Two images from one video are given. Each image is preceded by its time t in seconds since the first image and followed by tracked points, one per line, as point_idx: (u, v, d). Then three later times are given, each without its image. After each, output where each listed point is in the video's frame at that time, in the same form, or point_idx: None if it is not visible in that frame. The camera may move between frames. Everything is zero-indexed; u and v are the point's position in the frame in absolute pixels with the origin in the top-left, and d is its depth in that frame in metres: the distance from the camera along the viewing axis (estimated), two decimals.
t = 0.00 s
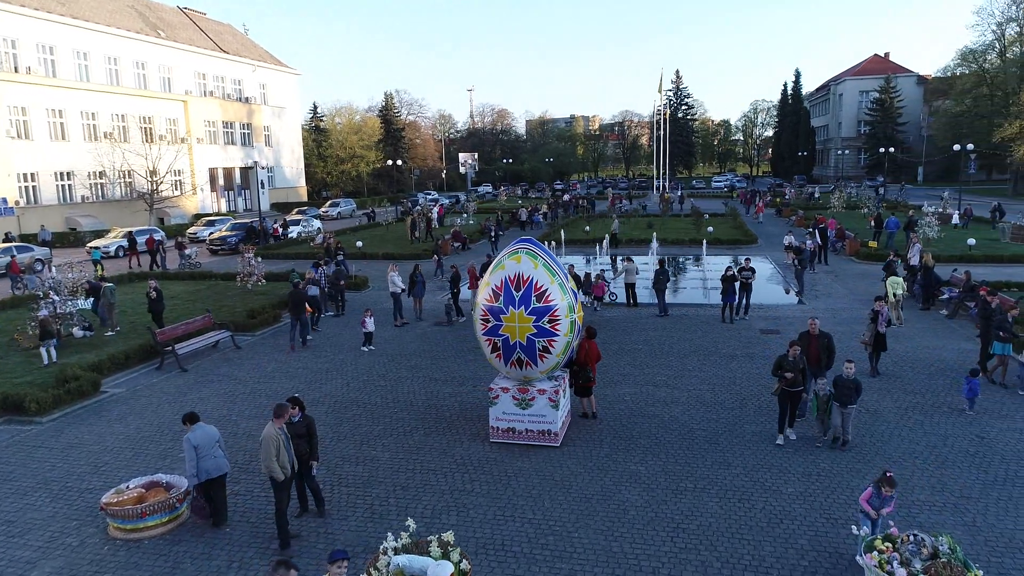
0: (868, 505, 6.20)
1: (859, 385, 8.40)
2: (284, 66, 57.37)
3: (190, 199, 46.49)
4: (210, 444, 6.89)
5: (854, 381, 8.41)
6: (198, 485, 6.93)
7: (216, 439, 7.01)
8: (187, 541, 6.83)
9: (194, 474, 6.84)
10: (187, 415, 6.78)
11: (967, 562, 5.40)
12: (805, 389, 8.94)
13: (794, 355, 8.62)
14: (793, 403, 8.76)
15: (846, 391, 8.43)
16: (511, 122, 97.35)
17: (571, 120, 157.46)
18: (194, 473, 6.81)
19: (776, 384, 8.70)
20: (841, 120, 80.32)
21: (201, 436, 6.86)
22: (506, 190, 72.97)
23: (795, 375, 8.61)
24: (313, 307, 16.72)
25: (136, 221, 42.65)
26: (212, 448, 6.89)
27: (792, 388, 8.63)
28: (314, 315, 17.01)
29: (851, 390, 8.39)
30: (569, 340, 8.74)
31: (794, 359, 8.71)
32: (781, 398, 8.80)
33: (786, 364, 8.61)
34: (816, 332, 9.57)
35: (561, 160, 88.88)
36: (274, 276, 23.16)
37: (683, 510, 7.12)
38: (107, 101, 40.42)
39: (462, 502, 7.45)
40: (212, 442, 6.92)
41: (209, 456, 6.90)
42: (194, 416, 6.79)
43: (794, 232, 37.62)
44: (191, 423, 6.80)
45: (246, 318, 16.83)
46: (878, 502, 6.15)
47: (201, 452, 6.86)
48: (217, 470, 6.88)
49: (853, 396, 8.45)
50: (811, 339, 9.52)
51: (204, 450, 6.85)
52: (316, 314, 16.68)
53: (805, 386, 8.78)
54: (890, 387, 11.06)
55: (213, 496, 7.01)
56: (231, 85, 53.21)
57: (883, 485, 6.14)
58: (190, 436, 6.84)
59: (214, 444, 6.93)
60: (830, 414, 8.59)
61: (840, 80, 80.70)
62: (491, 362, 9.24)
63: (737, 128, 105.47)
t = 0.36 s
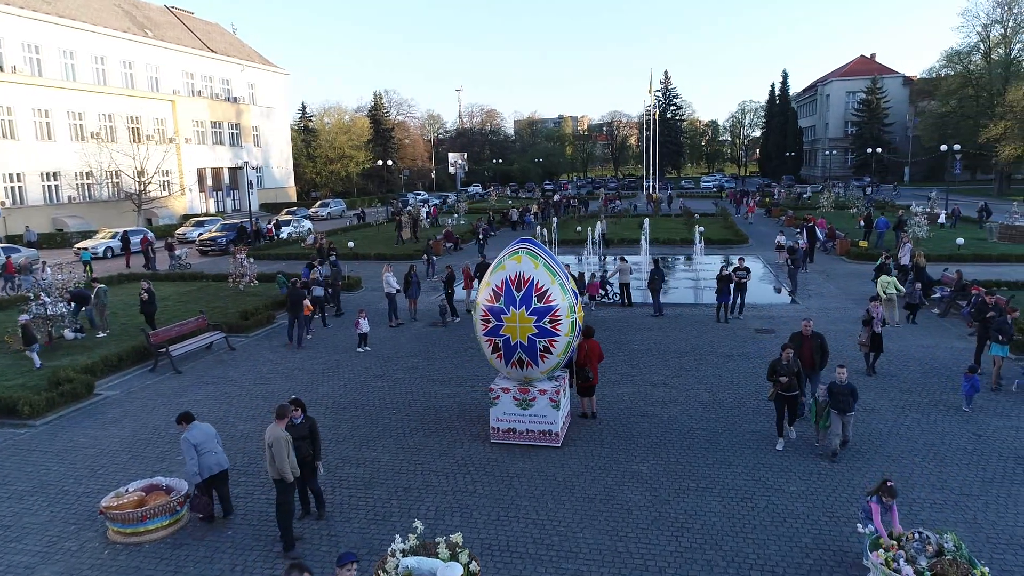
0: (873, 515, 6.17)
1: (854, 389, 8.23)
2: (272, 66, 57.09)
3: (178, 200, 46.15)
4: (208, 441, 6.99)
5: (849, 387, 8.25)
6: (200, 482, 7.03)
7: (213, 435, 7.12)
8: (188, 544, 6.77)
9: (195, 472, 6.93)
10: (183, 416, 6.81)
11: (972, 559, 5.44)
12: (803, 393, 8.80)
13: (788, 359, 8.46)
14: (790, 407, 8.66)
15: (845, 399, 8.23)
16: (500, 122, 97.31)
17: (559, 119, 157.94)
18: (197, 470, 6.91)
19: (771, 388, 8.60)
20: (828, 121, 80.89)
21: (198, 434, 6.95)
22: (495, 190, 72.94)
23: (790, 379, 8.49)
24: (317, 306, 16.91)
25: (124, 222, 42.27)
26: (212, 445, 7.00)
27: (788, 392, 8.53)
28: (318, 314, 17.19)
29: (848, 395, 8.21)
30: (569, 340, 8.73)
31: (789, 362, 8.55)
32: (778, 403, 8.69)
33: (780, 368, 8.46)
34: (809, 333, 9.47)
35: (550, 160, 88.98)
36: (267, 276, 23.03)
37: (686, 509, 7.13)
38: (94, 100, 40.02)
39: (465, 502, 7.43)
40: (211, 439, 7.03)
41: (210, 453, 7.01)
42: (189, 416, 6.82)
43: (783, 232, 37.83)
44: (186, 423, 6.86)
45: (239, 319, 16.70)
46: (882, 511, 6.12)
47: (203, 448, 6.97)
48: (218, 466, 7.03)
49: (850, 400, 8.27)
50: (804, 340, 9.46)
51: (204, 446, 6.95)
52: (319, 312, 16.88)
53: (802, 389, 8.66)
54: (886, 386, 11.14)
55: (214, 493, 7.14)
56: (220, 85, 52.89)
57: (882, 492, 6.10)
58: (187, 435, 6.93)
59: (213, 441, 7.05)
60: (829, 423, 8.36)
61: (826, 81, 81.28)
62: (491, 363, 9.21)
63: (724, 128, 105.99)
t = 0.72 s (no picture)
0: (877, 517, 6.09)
1: (858, 395, 7.80)
2: (262, 66, 56.81)
3: (168, 200, 45.85)
4: (215, 441, 6.99)
5: (853, 393, 7.82)
6: (203, 482, 7.00)
7: (221, 435, 7.11)
8: (192, 547, 6.72)
9: (199, 471, 6.92)
10: (193, 414, 6.80)
11: (978, 557, 5.46)
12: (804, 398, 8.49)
13: (787, 362, 8.21)
14: (790, 412, 8.38)
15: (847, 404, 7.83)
16: (491, 122, 97.29)
17: (550, 119, 158.22)
18: (200, 470, 6.87)
19: (769, 391, 8.35)
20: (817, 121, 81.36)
21: (206, 433, 6.96)
22: (487, 191, 72.94)
23: (788, 383, 8.22)
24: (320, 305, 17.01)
25: (113, 223, 41.95)
26: (218, 444, 6.99)
27: (786, 396, 8.26)
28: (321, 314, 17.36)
29: (850, 401, 7.80)
30: (572, 340, 8.73)
31: (790, 365, 8.28)
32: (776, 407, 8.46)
33: (779, 371, 8.21)
34: (815, 339, 9.39)
35: (541, 160, 89.12)
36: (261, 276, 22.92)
37: (691, 508, 7.15)
38: (84, 100, 39.66)
39: (469, 503, 7.41)
40: (218, 438, 7.02)
41: (216, 452, 6.99)
42: (201, 414, 6.82)
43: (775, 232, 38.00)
44: (197, 421, 6.85)
45: (234, 320, 16.59)
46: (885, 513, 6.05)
47: (210, 447, 6.95)
48: (223, 466, 7.00)
49: (853, 406, 7.86)
50: (810, 346, 9.36)
51: (210, 446, 6.94)
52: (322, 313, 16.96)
53: (801, 394, 8.35)
54: (886, 384, 11.20)
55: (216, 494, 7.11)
56: (210, 84, 52.61)
57: (886, 496, 6.07)
58: (195, 434, 6.91)
59: (220, 441, 7.03)
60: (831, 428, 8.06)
61: (816, 82, 81.79)
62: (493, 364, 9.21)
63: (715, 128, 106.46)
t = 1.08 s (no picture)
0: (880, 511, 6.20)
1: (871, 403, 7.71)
2: (251, 65, 56.51)
3: (156, 201, 45.49)
4: (226, 440, 6.98)
5: (868, 400, 7.69)
6: (208, 481, 6.98)
7: (234, 436, 7.09)
8: (194, 550, 6.66)
9: (205, 470, 6.91)
10: (210, 409, 6.86)
11: (982, 554, 5.51)
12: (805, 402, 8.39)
13: (789, 366, 8.12)
14: (791, 417, 8.30)
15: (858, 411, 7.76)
16: (480, 122, 97.24)
17: (538, 120, 158.58)
18: (206, 467, 6.87)
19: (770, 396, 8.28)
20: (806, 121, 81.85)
21: (219, 431, 6.98)
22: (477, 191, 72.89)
23: (789, 388, 8.16)
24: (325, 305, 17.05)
25: (101, 224, 41.58)
26: (227, 445, 6.97)
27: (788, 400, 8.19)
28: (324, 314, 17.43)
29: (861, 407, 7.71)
30: (573, 340, 8.73)
31: (790, 370, 8.19)
32: (777, 411, 8.39)
33: (781, 376, 8.11)
34: (822, 341, 9.03)
35: (531, 160, 89.13)
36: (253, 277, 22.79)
37: (694, 507, 7.16)
38: (71, 100, 39.26)
39: (472, 504, 7.39)
40: (229, 438, 7.02)
41: (226, 451, 6.99)
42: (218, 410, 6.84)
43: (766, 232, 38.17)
44: (214, 417, 6.90)
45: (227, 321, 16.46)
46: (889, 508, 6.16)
47: (220, 445, 6.95)
48: (228, 467, 6.95)
49: (864, 413, 7.79)
50: (816, 348, 8.99)
51: (219, 445, 6.94)
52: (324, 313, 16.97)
53: (803, 399, 8.28)
54: (882, 383, 11.28)
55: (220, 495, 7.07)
56: (198, 84, 52.27)
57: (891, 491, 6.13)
58: (208, 430, 6.95)
59: (230, 441, 7.01)
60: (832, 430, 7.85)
61: (804, 82, 82.32)
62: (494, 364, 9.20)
63: (703, 129, 106.92)
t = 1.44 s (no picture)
0: (889, 508, 6.24)
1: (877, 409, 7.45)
2: (242, 65, 56.25)
3: (147, 201, 45.17)
4: (230, 441, 7.00)
5: (874, 405, 7.50)
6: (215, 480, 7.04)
7: (241, 439, 7.10)
8: (198, 553, 6.61)
9: (210, 468, 7.00)
10: (217, 409, 6.96)
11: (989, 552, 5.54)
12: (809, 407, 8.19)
13: (792, 369, 7.93)
14: (793, 423, 8.08)
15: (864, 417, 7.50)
16: (471, 122, 97.25)
17: (529, 120, 158.72)
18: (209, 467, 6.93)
19: (775, 401, 8.05)
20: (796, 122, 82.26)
21: (224, 432, 7.01)
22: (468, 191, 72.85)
23: (795, 393, 7.95)
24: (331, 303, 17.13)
25: (91, 225, 41.27)
26: (231, 445, 7.00)
27: (793, 405, 7.99)
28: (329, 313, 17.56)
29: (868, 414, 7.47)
30: (576, 340, 8.71)
31: (794, 374, 8.01)
32: (780, 418, 8.13)
33: (786, 380, 7.92)
34: (823, 346, 8.87)
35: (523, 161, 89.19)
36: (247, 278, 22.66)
37: (699, 507, 7.16)
38: (60, 100, 38.93)
39: (477, 505, 7.38)
40: (235, 439, 7.04)
41: (231, 451, 7.02)
42: (229, 409, 7.00)
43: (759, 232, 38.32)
44: (219, 417, 6.96)
45: (223, 323, 16.35)
46: (897, 504, 6.22)
47: (225, 445, 6.99)
48: (230, 469, 6.96)
49: (871, 419, 7.55)
50: (820, 353, 8.82)
51: (223, 445, 6.98)
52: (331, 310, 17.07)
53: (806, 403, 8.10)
54: (879, 382, 11.34)
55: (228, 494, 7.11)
56: (189, 84, 51.98)
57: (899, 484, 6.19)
58: (214, 430, 7.03)
59: (235, 442, 7.03)
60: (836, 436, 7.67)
61: (793, 83, 82.76)
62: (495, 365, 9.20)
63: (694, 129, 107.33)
